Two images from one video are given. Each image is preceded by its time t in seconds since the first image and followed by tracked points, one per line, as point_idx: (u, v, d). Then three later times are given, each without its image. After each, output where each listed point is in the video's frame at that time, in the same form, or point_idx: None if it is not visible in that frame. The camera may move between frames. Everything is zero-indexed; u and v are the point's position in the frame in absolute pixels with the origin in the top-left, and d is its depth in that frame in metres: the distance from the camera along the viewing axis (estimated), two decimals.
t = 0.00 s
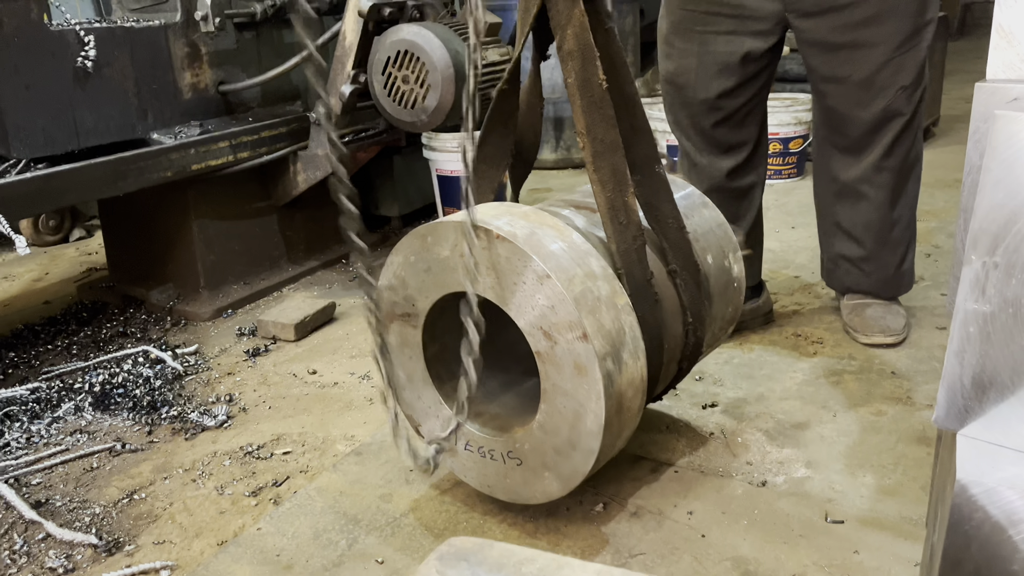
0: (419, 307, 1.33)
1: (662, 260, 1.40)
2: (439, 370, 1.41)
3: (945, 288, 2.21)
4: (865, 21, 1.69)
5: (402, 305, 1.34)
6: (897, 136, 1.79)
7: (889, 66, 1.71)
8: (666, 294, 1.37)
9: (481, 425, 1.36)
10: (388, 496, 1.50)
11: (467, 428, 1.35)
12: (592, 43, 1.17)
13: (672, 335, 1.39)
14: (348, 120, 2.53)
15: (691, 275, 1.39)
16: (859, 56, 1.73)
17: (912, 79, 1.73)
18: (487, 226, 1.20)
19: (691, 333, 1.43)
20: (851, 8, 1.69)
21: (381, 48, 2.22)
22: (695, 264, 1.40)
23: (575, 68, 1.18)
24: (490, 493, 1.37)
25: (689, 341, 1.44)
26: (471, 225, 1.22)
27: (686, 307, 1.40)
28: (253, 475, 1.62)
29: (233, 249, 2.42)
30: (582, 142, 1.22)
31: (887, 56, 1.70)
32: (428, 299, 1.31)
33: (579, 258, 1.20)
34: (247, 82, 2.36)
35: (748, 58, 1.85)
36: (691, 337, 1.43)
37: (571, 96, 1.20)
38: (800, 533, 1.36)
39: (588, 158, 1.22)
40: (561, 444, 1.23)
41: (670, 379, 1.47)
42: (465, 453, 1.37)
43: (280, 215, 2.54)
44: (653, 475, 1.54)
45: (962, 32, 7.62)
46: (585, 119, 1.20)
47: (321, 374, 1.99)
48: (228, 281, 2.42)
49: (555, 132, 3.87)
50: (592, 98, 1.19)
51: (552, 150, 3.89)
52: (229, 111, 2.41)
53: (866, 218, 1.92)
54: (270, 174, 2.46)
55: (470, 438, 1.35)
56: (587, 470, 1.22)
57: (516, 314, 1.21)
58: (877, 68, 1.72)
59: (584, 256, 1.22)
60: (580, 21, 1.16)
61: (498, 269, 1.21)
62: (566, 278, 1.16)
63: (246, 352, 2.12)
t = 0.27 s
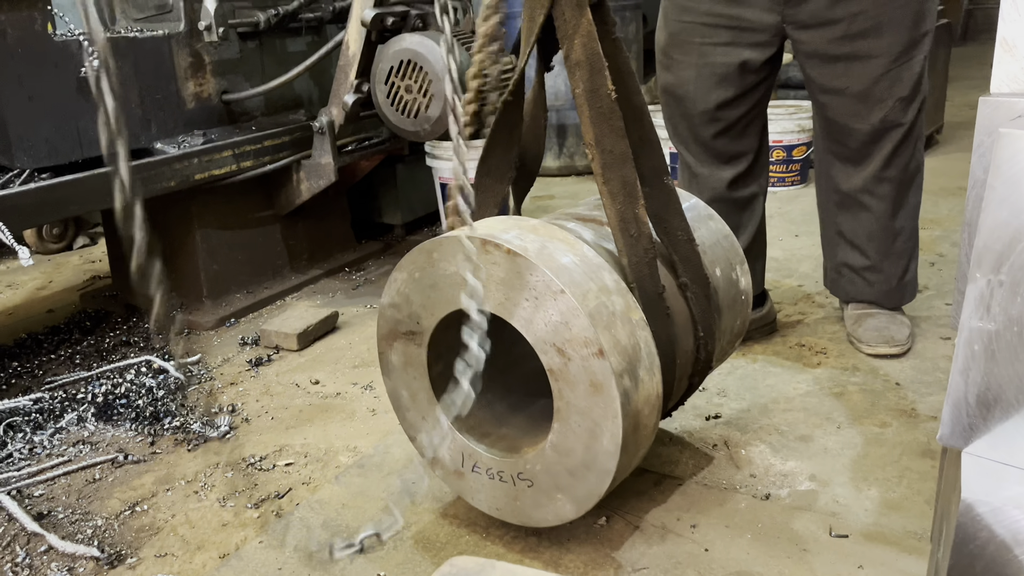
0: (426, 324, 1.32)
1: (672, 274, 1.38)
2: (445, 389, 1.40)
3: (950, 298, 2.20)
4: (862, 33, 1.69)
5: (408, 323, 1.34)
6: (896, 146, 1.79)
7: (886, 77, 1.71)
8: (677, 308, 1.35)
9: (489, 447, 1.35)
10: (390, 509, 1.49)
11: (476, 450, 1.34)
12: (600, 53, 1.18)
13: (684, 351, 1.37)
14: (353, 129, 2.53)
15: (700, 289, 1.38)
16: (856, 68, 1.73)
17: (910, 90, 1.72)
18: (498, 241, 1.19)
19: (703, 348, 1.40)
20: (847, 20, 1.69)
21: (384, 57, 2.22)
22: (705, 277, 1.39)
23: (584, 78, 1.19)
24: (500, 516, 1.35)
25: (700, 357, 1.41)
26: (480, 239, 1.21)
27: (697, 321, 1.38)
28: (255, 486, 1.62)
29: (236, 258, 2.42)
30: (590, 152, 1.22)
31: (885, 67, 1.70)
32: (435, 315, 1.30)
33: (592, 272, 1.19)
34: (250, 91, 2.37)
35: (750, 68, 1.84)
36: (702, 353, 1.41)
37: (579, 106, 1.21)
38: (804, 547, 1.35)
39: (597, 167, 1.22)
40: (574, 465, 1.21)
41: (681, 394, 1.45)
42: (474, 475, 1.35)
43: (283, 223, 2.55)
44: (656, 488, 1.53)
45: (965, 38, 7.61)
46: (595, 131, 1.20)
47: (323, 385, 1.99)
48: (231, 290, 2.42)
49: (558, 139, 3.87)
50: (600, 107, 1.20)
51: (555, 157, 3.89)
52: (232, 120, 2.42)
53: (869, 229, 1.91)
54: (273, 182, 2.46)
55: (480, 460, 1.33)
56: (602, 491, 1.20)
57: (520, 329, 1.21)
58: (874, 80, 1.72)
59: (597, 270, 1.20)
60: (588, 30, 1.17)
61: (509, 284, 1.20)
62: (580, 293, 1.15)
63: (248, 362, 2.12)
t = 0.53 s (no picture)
0: (426, 339, 1.28)
1: (679, 279, 1.37)
2: (448, 407, 1.37)
3: (954, 303, 2.19)
4: (857, 38, 1.68)
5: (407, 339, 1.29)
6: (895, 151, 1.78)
7: (883, 83, 1.70)
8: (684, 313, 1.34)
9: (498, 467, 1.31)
10: (391, 515, 1.49)
11: (483, 470, 1.29)
12: (605, 56, 1.18)
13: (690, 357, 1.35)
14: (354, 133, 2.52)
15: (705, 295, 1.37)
16: (850, 73, 1.72)
17: (907, 96, 1.71)
18: (511, 248, 1.17)
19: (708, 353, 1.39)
20: (843, 26, 1.69)
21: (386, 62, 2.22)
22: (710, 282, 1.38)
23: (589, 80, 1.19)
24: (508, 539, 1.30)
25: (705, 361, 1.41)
26: (490, 247, 1.19)
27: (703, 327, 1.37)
28: (256, 493, 1.61)
29: (238, 263, 2.42)
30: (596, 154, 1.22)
31: (880, 73, 1.69)
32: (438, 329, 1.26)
33: (607, 277, 1.17)
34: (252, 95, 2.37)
35: (745, 74, 1.84)
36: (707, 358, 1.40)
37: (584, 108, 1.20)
38: (808, 555, 1.34)
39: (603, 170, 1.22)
40: (593, 481, 1.18)
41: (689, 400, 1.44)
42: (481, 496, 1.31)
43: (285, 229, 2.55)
44: (658, 495, 1.52)
45: (968, 42, 7.60)
46: (600, 133, 1.19)
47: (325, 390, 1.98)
48: (232, 295, 2.42)
49: (561, 144, 3.86)
50: (606, 109, 1.19)
51: (557, 161, 3.89)
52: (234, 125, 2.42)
53: (871, 233, 1.90)
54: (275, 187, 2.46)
55: (489, 481, 1.29)
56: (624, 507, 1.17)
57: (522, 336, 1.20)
58: (870, 86, 1.71)
59: (612, 275, 1.18)
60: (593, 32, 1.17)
61: (523, 293, 1.17)
62: (599, 298, 1.13)
63: (250, 367, 2.12)
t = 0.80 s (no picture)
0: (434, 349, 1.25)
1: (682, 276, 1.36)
2: (455, 421, 1.34)
3: (957, 306, 2.18)
4: (854, 42, 1.68)
5: (415, 349, 1.26)
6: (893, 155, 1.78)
7: (880, 87, 1.70)
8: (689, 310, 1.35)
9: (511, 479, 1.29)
10: (394, 517, 1.48)
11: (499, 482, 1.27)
12: (609, 53, 1.18)
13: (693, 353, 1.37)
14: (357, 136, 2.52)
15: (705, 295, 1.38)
16: (846, 76, 1.72)
17: (904, 99, 1.71)
18: (535, 250, 1.16)
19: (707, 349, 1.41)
20: (839, 29, 1.68)
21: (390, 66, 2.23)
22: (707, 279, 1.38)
23: (597, 78, 1.18)
24: (527, 551, 1.28)
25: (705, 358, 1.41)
26: (512, 250, 1.17)
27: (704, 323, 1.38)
28: (259, 494, 1.61)
29: (242, 265, 2.42)
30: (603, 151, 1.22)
31: (878, 76, 1.69)
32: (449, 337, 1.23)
33: (630, 276, 1.17)
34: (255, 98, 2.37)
35: (744, 77, 1.83)
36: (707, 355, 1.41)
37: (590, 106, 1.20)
38: (811, 557, 1.33)
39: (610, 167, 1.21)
40: (622, 483, 1.18)
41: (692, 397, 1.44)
42: (494, 509, 1.29)
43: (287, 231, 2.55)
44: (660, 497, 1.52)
45: (972, 45, 7.59)
46: (606, 131, 1.20)
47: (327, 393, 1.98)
48: (235, 297, 2.42)
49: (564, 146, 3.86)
50: (613, 106, 1.20)
51: (560, 164, 3.89)
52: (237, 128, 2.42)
53: (873, 236, 1.90)
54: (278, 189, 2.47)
55: (506, 494, 1.27)
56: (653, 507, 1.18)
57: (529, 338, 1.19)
58: (867, 89, 1.71)
59: (634, 274, 1.18)
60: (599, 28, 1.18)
61: (546, 295, 1.16)
62: (629, 296, 1.13)
63: (253, 369, 2.12)
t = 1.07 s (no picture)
0: (467, 367, 1.11)
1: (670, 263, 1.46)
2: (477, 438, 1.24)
3: (960, 313, 2.19)
4: (852, 53, 1.68)
5: (444, 370, 1.12)
6: (893, 169, 1.77)
7: (878, 99, 1.70)
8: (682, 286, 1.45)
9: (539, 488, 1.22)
10: (398, 526, 1.49)
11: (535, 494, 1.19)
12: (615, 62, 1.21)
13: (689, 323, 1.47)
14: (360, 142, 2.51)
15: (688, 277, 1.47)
16: (844, 88, 1.72)
17: (902, 112, 1.70)
18: (579, 256, 1.08)
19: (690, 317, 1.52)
20: (837, 39, 1.69)
21: (393, 74, 2.24)
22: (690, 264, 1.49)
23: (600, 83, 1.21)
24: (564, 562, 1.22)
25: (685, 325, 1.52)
26: (555, 257, 1.08)
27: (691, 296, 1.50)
28: (263, 502, 1.62)
29: (246, 272, 2.43)
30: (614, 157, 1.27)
31: (876, 88, 1.69)
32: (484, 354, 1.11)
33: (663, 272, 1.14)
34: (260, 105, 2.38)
35: (750, 83, 1.83)
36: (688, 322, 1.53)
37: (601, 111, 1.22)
38: (814, 568, 1.34)
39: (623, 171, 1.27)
40: (667, 478, 1.16)
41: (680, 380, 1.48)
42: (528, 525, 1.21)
43: (291, 237, 2.56)
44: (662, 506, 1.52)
45: (976, 48, 7.58)
46: (614, 136, 1.24)
47: (331, 400, 1.99)
48: (240, 303, 2.43)
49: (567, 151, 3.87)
50: (620, 111, 1.24)
51: (563, 169, 3.90)
52: (242, 134, 2.44)
53: (874, 252, 1.89)
54: (283, 196, 2.48)
55: (545, 507, 1.19)
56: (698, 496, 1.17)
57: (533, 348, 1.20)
58: (865, 101, 1.71)
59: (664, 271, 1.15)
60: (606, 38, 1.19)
61: (591, 300, 1.09)
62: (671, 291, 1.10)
63: (257, 376, 2.13)
